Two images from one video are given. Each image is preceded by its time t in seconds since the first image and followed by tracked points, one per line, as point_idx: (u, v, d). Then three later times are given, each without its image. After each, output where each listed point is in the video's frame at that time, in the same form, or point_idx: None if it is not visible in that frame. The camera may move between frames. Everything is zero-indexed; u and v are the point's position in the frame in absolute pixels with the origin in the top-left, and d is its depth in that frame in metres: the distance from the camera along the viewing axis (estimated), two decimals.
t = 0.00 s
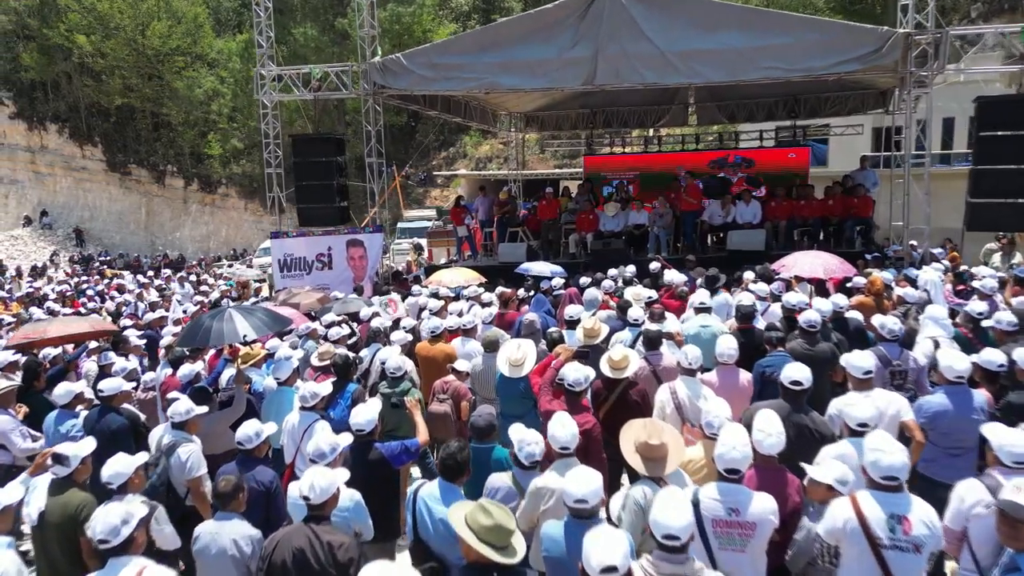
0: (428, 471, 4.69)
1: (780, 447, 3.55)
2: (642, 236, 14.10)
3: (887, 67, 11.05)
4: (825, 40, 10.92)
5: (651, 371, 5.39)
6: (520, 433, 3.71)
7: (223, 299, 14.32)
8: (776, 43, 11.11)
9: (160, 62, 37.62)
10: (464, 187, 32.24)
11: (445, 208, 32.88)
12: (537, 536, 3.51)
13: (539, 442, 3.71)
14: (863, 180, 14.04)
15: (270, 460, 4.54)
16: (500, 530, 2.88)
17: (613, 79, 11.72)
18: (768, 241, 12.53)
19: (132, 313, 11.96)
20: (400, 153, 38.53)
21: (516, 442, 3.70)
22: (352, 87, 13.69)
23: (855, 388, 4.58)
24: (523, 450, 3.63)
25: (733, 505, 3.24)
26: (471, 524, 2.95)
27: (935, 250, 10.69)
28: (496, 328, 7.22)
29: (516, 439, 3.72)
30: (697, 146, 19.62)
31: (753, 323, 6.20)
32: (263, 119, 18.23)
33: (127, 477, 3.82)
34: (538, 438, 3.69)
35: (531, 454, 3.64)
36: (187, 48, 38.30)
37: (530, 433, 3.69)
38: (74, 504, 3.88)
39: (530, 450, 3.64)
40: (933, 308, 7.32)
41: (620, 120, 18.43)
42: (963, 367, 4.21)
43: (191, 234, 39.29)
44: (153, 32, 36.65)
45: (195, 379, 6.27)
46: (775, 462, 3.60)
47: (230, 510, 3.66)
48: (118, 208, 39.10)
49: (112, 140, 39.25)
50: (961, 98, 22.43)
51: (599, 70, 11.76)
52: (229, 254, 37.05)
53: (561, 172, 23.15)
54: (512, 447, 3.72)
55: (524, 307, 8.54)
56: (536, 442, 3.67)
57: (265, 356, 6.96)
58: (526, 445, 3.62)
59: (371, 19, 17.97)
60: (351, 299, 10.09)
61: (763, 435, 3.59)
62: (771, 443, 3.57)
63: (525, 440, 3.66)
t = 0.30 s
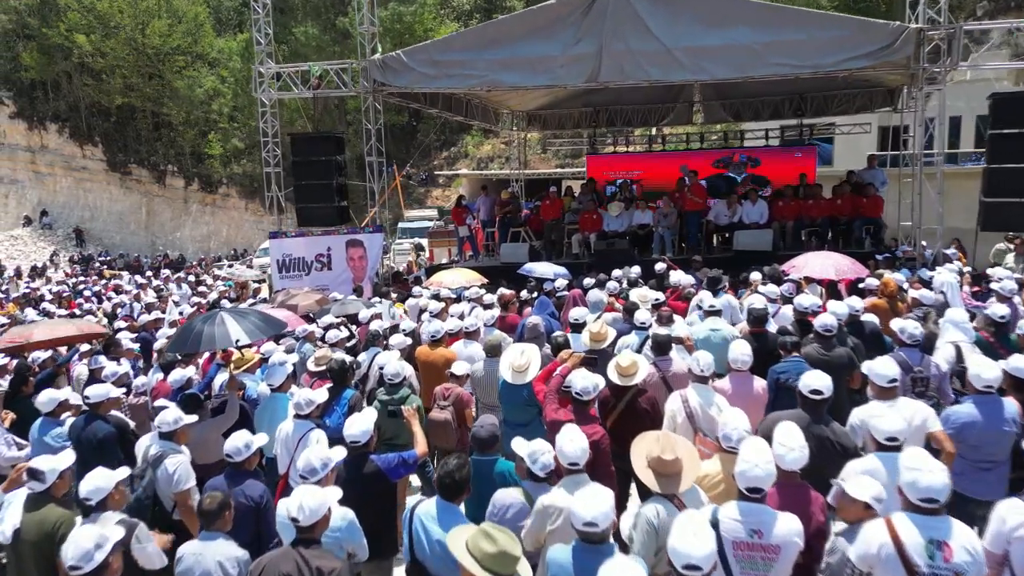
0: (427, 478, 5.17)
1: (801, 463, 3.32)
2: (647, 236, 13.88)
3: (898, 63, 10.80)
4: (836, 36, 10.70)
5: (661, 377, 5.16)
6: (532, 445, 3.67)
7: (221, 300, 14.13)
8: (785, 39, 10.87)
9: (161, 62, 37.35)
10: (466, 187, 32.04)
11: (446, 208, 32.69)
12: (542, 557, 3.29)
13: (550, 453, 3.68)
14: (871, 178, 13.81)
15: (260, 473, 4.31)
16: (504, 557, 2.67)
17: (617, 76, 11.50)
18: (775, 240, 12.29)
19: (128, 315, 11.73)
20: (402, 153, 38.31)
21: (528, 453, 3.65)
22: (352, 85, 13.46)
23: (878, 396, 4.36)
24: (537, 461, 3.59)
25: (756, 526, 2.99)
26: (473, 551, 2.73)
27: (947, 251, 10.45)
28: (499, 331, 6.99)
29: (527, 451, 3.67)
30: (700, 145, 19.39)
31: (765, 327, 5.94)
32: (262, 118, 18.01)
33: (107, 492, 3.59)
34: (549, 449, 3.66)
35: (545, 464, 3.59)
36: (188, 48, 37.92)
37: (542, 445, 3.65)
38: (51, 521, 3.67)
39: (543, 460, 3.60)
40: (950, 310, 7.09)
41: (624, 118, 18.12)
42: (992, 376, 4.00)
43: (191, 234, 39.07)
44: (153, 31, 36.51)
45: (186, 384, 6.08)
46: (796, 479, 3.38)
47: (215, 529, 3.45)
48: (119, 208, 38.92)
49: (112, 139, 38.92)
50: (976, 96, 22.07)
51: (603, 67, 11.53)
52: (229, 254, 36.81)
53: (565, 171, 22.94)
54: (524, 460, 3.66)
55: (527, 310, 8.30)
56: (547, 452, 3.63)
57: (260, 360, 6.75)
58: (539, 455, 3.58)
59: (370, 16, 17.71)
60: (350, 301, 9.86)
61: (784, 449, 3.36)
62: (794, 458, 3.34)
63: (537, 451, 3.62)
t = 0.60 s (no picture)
0: (426, 488, 5.13)
1: (829, 483, 3.08)
2: (651, 236, 13.65)
3: (908, 60, 10.57)
4: (846, 31, 10.45)
5: (671, 386, 4.90)
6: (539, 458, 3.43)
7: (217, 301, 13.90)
8: (793, 35, 10.64)
9: (160, 61, 36.94)
10: (466, 187, 31.83)
11: (446, 208, 32.46)
12: None
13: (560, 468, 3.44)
14: (878, 177, 13.57)
15: (248, 489, 4.07)
16: None
17: (621, 73, 11.25)
18: (782, 240, 12.04)
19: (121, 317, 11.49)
20: (402, 152, 38.05)
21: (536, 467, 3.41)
22: (351, 83, 13.22)
23: (903, 405, 4.13)
24: (545, 475, 3.36)
25: (782, 553, 2.74)
26: None
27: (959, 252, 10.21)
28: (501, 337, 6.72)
29: (534, 466, 3.44)
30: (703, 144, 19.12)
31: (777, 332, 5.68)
32: (260, 116, 17.78)
33: (82, 511, 3.34)
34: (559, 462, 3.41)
35: (554, 478, 3.36)
36: (187, 47, 37.47)
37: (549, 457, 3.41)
38: (23, 541, 3.42)
39: (552, 474, 3.36)
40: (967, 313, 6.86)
41: (627, 117, 17.77)
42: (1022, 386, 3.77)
43: (191, 234, 38.81)
44: (151, 29, 35.96)
45: (175, 390, 5.84)
46: (823, 499, 3.13)
47: (198, 553, 3.20)
48: (118, 208, 38.72)
49: (111, 139, 38.63)
50: (983, 95, 22.14)
51: (607, 64, 11.29)
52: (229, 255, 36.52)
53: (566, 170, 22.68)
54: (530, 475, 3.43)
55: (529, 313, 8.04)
56: (557, 465, 3.39)
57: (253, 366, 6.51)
58: (547, 469, 3.35)
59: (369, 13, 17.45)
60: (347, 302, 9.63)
61: (810, 467, 3.11)
62: (820, 476, 3.09)
63: (545, 464, 3.39)
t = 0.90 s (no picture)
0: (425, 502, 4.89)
1: (859, 506, 2.82)
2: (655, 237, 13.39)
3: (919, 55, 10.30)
4: (855, 27, 10.20)
5: (681, 395, 4.65)
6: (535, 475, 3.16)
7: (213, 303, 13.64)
8: (800, 30, 10.38)
9: (158, 60, 36.53)
10: (466, 187, 31.56)
11: (446, 208, 32.16)
12: None
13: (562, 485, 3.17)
14: (885, 176, 13.33)
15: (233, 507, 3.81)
16: None
17: (624, 69, 10.98)
18: (789, 240, 11.80)
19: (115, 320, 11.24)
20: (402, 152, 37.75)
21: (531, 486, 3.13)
22: (348, 81, 12.96)
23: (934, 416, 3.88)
24: (536, 494, 3.10)
25: None
26: None
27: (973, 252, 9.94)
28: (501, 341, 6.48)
29: (529, 483, 3.17)
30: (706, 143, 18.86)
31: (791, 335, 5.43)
32: (257, 115, 17.52)
33: (49, 538, 3.12)
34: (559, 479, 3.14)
35: (545, 498, 3.07)
36: (185, 46, 37.13)
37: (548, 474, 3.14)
38: None
39: (544, 493, 3.07)
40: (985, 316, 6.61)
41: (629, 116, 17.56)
42: None
43: (189, 234, 38.47)
44: (149, 28, 35.59)
45: (161, 397, 5.55)
46: (854, 523, 2.87)
47: None
48: (116, 208, 38.41)
49: (109, 138, 38.38)
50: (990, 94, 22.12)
51: (610, 60, 11.02)
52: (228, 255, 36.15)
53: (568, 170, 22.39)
54: (525, 493, 3.16)
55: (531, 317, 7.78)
56: (552, 483, 3.11)
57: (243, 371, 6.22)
58: (539, 488, 3.09)
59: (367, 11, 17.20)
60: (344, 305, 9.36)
61: (840, 488, 2.85)
62: (851, 499, 2.84)
63: (538, 483, 3.11)
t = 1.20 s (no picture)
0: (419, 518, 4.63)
1: (894, 535, 2.56)
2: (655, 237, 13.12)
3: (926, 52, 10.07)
4: (861, 23, 9.97)
5: (689, 405, 4.39)
6: (532, 500, 2.92)
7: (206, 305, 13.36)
8: (805, 26, 10.14)
9: (152, 59, 35.97)
10: (463, 187, 31.25)
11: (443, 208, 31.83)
12: None
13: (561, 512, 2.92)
14: (888, 175, 13.10)
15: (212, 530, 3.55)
16: None
17: (625, 66, 10.72)
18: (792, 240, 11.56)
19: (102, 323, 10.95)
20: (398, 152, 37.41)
21: (526, 513, 2.90)
22: (342, 78, 12.67)
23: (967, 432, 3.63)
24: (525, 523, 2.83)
25: None
26: None
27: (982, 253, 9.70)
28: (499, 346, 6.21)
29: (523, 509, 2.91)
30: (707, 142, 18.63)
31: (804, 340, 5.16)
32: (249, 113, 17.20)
33: None
34: (558, 506, 2.90)
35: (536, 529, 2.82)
36: (179, 45, 36.67)
37: (546, 500, 2.89)
38: None
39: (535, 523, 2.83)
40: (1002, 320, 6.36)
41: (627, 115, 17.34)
42: None
43: (183, 234, 38.00)
44: (143, 27, 35.13)
45: (142, 408, 5.26)
46: (891, 554, 2.61)
47: None
48: (110, 208, 38.03)
49: (103, 138, 38.03)
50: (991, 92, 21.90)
51: (610, 57, 10.76)
52: (223, 255, 35.73)
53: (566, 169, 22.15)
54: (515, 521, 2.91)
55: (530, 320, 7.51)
56: (544, 511, 2.87)
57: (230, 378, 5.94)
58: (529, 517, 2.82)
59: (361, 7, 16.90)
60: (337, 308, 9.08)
61: (876, 516, 2.58)
62: (887, 528, 2.57)
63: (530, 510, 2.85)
